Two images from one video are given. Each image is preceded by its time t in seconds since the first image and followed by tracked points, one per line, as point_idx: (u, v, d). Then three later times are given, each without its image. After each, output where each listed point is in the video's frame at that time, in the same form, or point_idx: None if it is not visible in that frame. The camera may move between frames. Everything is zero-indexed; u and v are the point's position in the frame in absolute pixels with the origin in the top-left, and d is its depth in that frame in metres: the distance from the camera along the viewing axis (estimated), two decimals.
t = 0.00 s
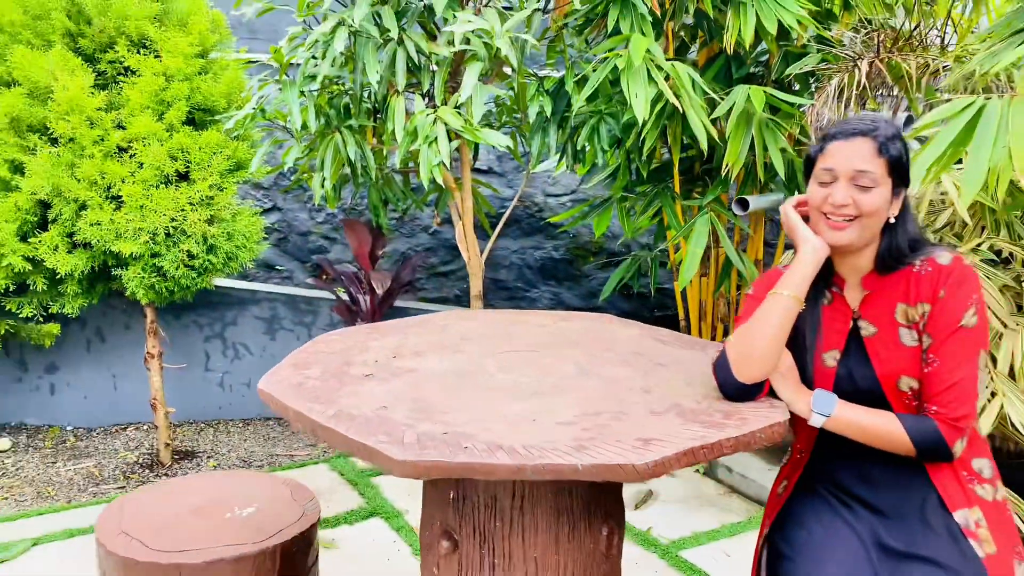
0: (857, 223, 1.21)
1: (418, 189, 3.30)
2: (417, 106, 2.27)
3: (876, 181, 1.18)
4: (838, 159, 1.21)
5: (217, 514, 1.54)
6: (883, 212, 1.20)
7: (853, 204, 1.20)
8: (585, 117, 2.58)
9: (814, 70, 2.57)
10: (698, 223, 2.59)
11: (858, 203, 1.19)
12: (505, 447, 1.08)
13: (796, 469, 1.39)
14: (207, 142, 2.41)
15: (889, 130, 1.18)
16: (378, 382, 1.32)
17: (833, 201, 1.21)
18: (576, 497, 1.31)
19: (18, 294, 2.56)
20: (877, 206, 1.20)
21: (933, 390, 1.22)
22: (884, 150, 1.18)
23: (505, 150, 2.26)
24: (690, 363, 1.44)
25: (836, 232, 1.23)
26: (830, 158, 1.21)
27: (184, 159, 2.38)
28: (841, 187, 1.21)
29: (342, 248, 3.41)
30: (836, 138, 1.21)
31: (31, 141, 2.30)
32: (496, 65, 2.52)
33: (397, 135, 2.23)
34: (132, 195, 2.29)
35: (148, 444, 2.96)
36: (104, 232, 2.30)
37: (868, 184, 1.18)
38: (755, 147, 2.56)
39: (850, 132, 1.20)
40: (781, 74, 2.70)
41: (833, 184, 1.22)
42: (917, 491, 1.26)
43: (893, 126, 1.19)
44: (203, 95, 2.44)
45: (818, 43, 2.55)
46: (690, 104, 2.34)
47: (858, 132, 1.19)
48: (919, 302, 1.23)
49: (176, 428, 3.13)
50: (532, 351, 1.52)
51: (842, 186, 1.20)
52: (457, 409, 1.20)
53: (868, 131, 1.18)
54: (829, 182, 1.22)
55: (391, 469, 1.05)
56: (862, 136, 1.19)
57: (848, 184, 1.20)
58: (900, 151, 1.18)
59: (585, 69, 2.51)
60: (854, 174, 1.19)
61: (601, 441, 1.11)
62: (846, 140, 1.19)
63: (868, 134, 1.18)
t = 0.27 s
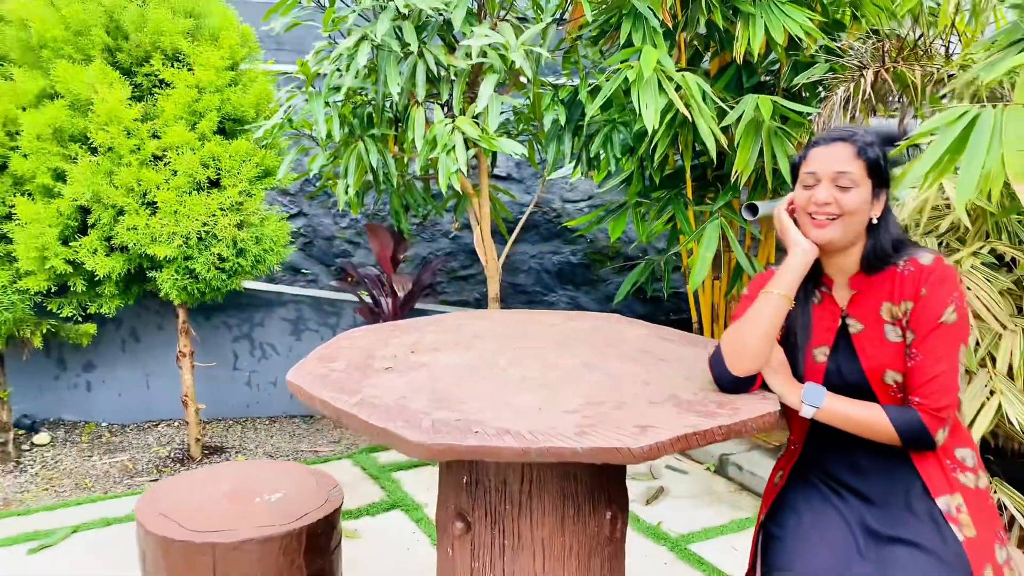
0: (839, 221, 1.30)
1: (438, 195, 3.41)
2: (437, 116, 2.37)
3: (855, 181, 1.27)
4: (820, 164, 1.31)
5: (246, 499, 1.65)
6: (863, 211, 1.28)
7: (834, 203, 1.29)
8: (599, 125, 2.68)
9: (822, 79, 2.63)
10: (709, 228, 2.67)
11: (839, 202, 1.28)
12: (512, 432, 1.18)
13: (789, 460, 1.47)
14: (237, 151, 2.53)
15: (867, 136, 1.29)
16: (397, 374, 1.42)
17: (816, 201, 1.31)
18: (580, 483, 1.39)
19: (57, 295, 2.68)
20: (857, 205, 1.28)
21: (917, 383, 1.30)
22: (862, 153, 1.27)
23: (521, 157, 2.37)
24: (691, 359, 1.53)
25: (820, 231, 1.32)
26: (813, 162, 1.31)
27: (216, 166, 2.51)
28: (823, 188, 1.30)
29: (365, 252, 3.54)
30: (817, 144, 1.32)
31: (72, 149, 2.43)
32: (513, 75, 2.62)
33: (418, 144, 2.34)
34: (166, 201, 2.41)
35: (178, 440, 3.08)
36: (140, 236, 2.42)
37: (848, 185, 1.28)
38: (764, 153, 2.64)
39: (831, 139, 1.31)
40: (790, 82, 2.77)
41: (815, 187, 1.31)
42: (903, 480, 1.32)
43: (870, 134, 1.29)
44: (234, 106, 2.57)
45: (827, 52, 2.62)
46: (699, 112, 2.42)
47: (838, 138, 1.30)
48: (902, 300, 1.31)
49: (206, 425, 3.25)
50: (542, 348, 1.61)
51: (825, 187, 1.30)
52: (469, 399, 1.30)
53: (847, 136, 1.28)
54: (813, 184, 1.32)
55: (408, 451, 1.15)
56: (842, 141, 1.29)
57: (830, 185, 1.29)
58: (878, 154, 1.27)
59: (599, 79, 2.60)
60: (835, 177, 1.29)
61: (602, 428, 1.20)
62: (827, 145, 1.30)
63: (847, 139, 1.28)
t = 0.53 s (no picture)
0: (818, 221, 1.40)
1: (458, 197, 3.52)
2: (456, 121, 2.48)
3: (827, 182, 1.38)
4: (795, 169, 1.42)
5: (273, 480, 1.76)
6: (839, 209, 1.39)
7: (811, 204, 1.39)
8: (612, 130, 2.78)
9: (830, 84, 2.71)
10: (719, 229, 2.76)
11: (815, 202, 1.39)
12: (518, 414, 1.28)
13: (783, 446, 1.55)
14: (267, 154, 2.66)
15: (834, 140, 1.39)
16: (413, 362, 1.52)
17: (795, 203, 1.41)
18: (584, 464, 1.49)
19: (96, 291, 2.82)
20: (833, 204, 1.39)
21: (900, 368, 1.39)
22: (832, 156, 1.38)
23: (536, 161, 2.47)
24: (690, 350, 1.62)
25: (802, 231, 1.42)
26: (789, 168, 1.42)
27: (246, 169, 2.63)
28: (800, 191, 1.41)
29: (388, 252, 3.65)
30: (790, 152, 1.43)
31: (111, 153, 2.56)
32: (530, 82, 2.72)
33: (438, 148, 2.44)
34: (199, 202, 2.54)
35: (208, 431, 3.22)
36: (174, 235, 2.55)
37: (822, 186, 1.38)
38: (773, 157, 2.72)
39: (801, 146, 1.42)
40: (800, 88, 2.85)
41: (793, 190, 1.42)
42: (890, 465, 1.40)
43: (838, 137, 1.40)
44: (263, 111, 2.69)
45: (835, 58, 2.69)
46: (709, 117, 2.50)
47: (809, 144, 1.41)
48: (884, 291, 1.40)
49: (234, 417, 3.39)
50: (550, 339, 1.71)
51: (801, 190, 1.40)
52: (479, 384, 1.40)
53: (815, 141, 1.39)
54: (790, 188, 1.42)
55: (422, 429, 1.25)
56: (813, 146, 1.40)
57: (805, 188, 1.40)
58: (847, 154, 1.38)
59: (613, 86, 2.70)
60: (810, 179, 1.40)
61: (601, 410, 1.30)
62: (799, 151, 1.41)
63: (817, 144, 1.39)
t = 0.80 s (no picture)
0: (797, 215, 1.51)
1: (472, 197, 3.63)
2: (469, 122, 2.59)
3: (803, 178, 1.48)
4: (771, 168, 1.52)
5: (288, 458, 1.86)
6: (814, 203, 1.50)
7: (790, 199, 1.50)
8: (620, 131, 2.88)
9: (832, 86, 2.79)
10: (724, 227, 2.84)
11: (793, 198, 1.49)
12: (514, 392, 1.38)
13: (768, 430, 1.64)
14: (287, 154, 2.78)
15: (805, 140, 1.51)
16: (420, 347, 1.63)
17: (774, 200, 1.52)
18: (579, 443, 1.58)
19: (125, 285, 2.95)
20: (809, 198, 1.50)
21: (876, 349, 1.48)
22: (805, 154, 1.49)
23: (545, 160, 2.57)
24: (681, 339, 1.71)
25: (782, 225, 1.52)
26: (766, 167, 1.53)
27: (268, 167, 2.76)
28: (778, 188, 1.51)
29: (405, 251, 3.77)
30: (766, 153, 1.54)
31: (140, 151, 2.69)
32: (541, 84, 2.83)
33: (451, 147, 2.55)
34: (223, 198, 2.67)
35: (230, 420, 3.34)
36: (200, 230, 2.68)
37: (797, 182, 1.49)
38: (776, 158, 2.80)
39: (775, 147, 1.53)
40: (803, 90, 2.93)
41: (771, 188, 1.52)
42: (866, 446, 1.47)
43: (809, 137, 1.51)
44: (285, 112, 2.81)
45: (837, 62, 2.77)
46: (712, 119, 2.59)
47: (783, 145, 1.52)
48: (859, 277, 1.50)
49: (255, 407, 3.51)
50: (550, 328, 1.81)
51: (779, 187, 1.51)
52: (479, 366, 1.50)
53: (789, 142, 1.50)
54: (769, 187, 1.53)
55: (425, 405, 1.36)
56: (786, 147, 1.51)
57: (782, 185, 1.51)
58: (818, 152, 1.49)
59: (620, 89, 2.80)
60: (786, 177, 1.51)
61: (591, 390, 1.39)
62: (774, 152, 1.52)
63: (790, 144, 1.50)
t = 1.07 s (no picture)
0: (785, 212, 1.60)
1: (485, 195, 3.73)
2: (480, 123, 2.69)
3: (791, 177, 1.58)
4: (760, 168, 1.62)
5: (306, 439, 1.97)
6: (801, 201, 1.59)
7: (778, 197, 1.59)
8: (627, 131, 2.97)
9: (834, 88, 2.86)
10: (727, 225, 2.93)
11: (782, 196, 1.59)
12: (514, 375, 1.48)
13: (756, 414, 1.74)
14: (307, 153, 2.90)
15: (792, 141, 1.60)
16: (429, 334, 1.73)
17: (763, 199, 1.61)
18: (577, 426, 1.68)
19: (151, 278, 3.08)
20: (796, 196, 1.59)
21: (857, 335, 1.56)
22: (792, 155, 1.59)
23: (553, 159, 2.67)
24: (676, 329, 1.81)
25: (772, 221, 1.61)
26: (756, 167, 1.62)
27: (288, 166, 2.88)
28: (767, 186, 1.61)
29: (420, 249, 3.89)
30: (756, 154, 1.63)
31: (167, 150, 2.82)
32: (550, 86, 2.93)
33: (463, 148, 2.66)
34: (245, 195, 2.79)
35: (251, 410, 3.47)
36: (224, 226, 2.81)
37: (785, 181, 1.59)
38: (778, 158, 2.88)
39: (764, 148, 1.62)
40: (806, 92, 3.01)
41: (760, 187, 1.62)
42: (847, 429, 1.56)
43: (795, 139, 1.61)
44: (305, 113, 2.93)
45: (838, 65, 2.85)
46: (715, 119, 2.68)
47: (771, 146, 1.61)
48: (841, 268, 1.59)
49: (275, 398, 3.64)
50: (553, 318, 1.91)
51: (768, 186, 1.60)
52: (483, 351, 1.60)
53: (777, 144, 1.60)
54: (758, 185, 1.62)
55: (431, 386, 1.46)
56: (774, 148, 1.61)
57: (771, 184, 1.60)
58: (804, 153, 1.59)
59: (627, 90, 2.89)
60: (775, 177, 1.60)
61: (587, 373, 1.49)
62: (764, 153, 1.61)
63: (778, 145, 1.60)
